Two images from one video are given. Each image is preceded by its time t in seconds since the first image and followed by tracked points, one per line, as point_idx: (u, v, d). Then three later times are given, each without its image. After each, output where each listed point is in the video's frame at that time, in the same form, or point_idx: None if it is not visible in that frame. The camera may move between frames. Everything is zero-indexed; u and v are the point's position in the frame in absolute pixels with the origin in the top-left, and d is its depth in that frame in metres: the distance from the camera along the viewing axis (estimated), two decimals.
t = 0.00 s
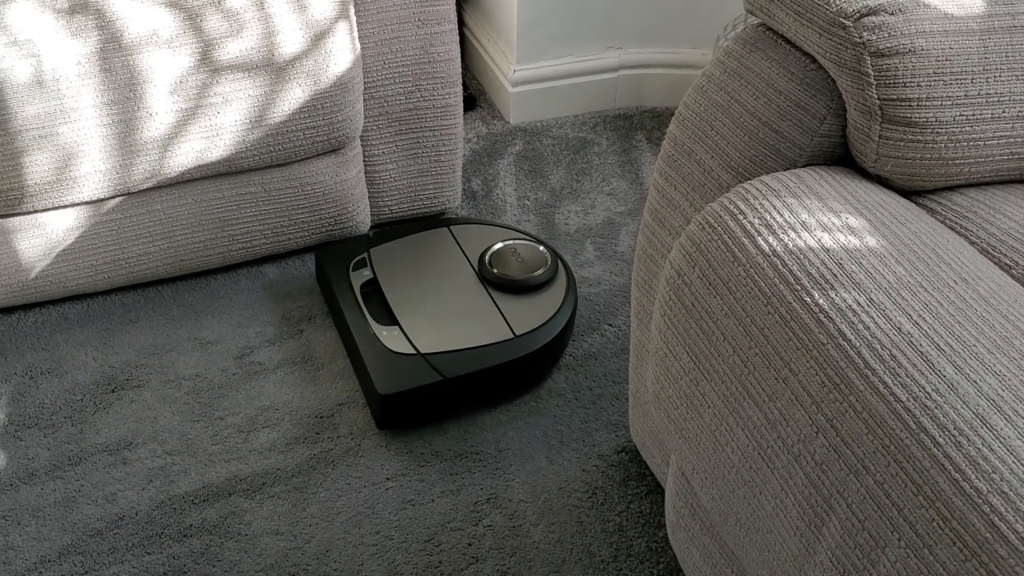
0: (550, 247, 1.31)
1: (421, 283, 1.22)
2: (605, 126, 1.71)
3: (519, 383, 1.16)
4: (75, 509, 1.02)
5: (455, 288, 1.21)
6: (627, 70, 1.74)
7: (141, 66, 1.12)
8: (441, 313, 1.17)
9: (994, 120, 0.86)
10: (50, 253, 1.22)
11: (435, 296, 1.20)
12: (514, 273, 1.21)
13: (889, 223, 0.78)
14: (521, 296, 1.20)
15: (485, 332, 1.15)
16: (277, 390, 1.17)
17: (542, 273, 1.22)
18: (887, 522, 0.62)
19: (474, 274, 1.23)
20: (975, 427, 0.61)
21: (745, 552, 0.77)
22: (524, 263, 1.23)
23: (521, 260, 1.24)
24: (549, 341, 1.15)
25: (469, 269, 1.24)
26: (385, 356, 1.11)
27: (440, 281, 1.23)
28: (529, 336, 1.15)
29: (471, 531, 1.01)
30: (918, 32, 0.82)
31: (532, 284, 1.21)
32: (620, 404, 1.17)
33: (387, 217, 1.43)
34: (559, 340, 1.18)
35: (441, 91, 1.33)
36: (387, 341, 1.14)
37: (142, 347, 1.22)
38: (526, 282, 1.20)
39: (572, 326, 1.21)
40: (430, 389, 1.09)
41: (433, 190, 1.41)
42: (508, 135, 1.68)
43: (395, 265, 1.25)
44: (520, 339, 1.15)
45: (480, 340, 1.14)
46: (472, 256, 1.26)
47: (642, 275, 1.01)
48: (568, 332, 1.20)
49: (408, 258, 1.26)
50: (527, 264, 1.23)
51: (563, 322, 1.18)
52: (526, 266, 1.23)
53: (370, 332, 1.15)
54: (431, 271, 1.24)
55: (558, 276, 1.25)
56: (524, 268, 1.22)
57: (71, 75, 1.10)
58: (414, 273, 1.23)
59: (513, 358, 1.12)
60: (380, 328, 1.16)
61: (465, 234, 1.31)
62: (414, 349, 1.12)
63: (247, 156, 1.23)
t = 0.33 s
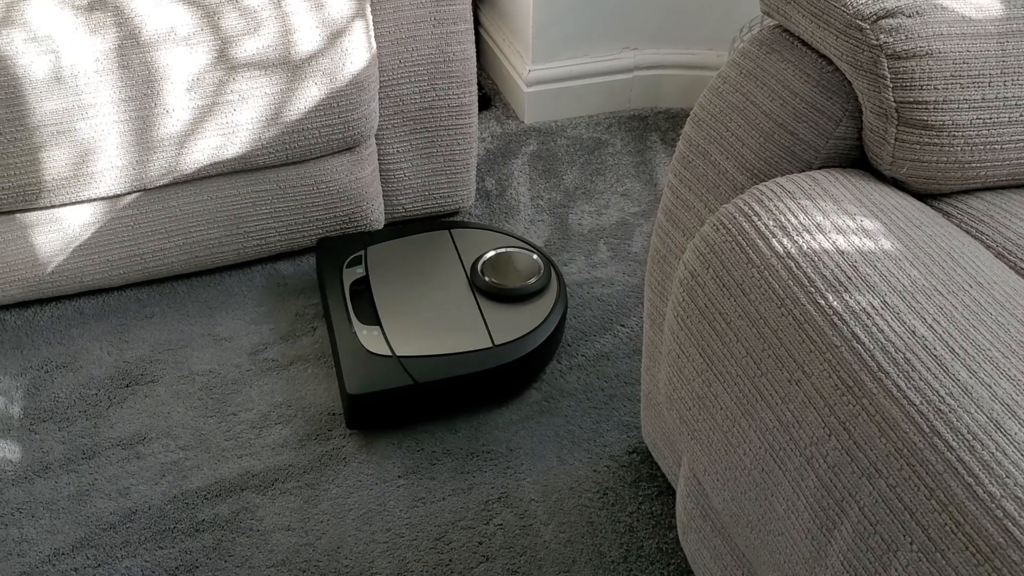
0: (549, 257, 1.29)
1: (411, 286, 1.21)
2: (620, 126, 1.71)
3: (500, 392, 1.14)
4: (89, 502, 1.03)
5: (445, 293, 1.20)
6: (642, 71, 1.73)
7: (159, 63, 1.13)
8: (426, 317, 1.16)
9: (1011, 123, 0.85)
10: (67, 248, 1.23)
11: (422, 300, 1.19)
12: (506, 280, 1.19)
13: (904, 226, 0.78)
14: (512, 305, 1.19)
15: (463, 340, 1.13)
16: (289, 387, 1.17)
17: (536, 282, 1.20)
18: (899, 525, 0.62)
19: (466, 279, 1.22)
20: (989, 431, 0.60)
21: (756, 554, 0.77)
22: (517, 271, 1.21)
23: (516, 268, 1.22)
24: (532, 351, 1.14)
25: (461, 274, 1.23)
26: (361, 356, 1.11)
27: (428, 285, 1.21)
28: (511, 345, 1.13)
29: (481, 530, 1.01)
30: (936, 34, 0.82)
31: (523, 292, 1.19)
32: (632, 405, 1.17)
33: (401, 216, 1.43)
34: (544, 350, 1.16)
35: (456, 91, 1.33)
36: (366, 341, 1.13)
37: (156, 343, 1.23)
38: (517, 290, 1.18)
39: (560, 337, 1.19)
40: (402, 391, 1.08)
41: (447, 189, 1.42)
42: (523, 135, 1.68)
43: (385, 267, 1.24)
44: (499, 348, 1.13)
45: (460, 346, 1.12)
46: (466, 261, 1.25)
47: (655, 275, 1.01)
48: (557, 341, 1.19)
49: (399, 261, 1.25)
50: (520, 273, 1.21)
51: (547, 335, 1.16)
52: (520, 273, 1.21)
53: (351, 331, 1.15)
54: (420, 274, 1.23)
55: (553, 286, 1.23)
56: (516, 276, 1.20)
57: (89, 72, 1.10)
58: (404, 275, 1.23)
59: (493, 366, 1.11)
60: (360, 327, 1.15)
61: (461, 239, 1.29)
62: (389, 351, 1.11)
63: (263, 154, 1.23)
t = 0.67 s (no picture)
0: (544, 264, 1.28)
1: (401, 287, 1.21)
2: (635, 127, 1.71)
3: (482, 395, 1.14)
4: (103, 495, 1.04)
5: (435, 295, 1.20)
6: (658, 72, 1.73)
7: (177, 60, 1.13)
8: (413, 318, 1.16)
9: None
10: (84, 243, 1.24)
11: (409, 302, 1.19)
12: (496, 285, 1.19)
13: (920, 230, 0.78)
14: (501, 309, 1.18)
15: (447, 343, 1.13)
16: (302, 384, 1.18)
17: (527, 288, 1.19)
18: (912, 529, 0.61)
19: (457, 282, 1.22)
20: (1003, 435, 0.60)
21: (768, 556, 0.77)
22: (509, 276, 1.21)
23: (507, 273, 1.22)
24: (516, 357, 1.13)
25: (453, 276, 1.23)
26: (344, 354, 1.11)
27: (417, 287, 1.21)
28: (495, 350, 1.13)
29: (492, 528, 1.01)
30: (954, 37, 0.82)
31: (513, 297, 1.18)
32: (644, 406, 1.17)
33: (415, 214, 1.44)
34: (529, 356, 1.15)
35: (472, 90, 1.33)
36: (350, 339, 1.13)
37: (170, 338, 1.24)
38: (507, 295, 1.18)
39: (547, 343, 1.19)
40: (382, 390, 1.08)
41: (462, 188, 1.42)
42: (537, 135, 1.69)
43: (375, 267, 1.24)
44: (483, 352, 1.12)
45: (443, 349, 1.12)
46: (459, 264, 1.25)
47: (669, 276, 1.01)
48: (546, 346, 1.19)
49: (391, 261, 1.25)
50: (511, 277, 1.21)
51: (532, 341, 1.15)
52: (511, 279, 1.20)
53: (337, 329, 1.15)
54: (410, 276, 1.23)
55: (544, 292, 1.22)
56: (506, 280, 1.20)
57: (107, 68, 1.11)
58: (394, 276, 1.23)
59: (475, 370, 1.11)
60: (346, 324, 1.15)
61: (456, 242, 1.29)
62: (371, 351, 1.11)
63: (279, 151, 1.24)
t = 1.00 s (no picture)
0: (539, 266, 1.28)
1: (394, 285, 1.21)
2: (650, 128, 1.71)
3: (474, 397, 1.14)
4: (117, 489, 1.04)
5: (428, 295, 1.20)
6: (673, 73, 1.73)
7: (195, 57, 1.14)
8: (405, 317, 1.17)
9: None
10: (101, 238, 1.25)
11: (401, 301, 1.19)
12: (488, 286, 1.19)
13: (936, 233, 0.77)
14: (494, 310, 1.18)
15: (437, 344, 1.13)
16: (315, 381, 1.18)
17: (521, 289, 1.19)
18: (925, 534, 0.61)
19: (450, 282, 1.22)
20: (1019, 440, 0.60)
21: (779, 558, 0.77)
22: (502, 277, 1.21)
23: (500, 274, 1.22)
24: (506, 359, 1.13)
25: (446, 276, 1.23)
26: (335, 354, 1.12)
27: (409, 286, 1.21)
28: (484, 352, 1.13)
29: (503, 527, 1.01)
30: (972, 40, 0.81)
31: (506, 298, 1.18)
32: (657, 407, 1.17)
33: (429, 213, 1.44)
34: (520, 358, 1.15)
35: (488, 90, 1.34)
36: (341, 339, 1.13)
37: (184, 334, 1.24)
38: (500, 296, 1.18)
39: (540, 345, 1.18)
40: (373, 391, 1.09)
41: (476, 188, 1.42)
42: (552, 135, 1.69)
43: (370, 265, 1.24)
44: (474, 354, 1.12)
45: (433, 350, 1.12)
46: (453, 265, 1.25)
47: (683, 277, 1.01)
48: (539, 347, 1.19)
49: (385, 260, 1.25)
50: (504, 279, 1.21)
51: (523, 343, 1.15)
52: (504, 280, 1.20)
53: (330, 330, 1.15)
54: (402, 275, 1.23)
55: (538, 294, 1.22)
56: (499, 282, 1.20)
57: (126, 64, 1.12)
58: (388, 274, 1.23)
59: (466, 371, 1.11)
60: (338, 324, 1.16)
61: (452, 242, 1.29)
62: (362, 351, 1.12)
63: (295, 149, 1.25)
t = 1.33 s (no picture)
0: (533, 267, 1.27)
1: (386, 284, 1.21)
2: (665, 129, 1.71)
3: (465, 398, 1.14)
4: (131, 483, 1.05)
5: (420, 295, 1.20)
6: (689, 75, 1.73)
7: (213, 54, 1.15)
8: (397, 317, 1.16)
9: None
10: (118, 233, 1.26)
11: (392, 300, 1.19)
12: (481, 288, 1.19)
13: (952, 237, 0.77)
14: (487, 311, 1.18)
15: (427, 344, 1.13)
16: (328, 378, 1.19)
17: (514, 290, 1.19)
18: (938, 538, 0.61)
19: (443, 282, 1.21)
20: None
21: (792, 561, 0.77)
22: (495, 279, 1.21)
23: (494, 276, 1.21)
24: (498, 359, 1.13)
25: (438, 276, 1.22)
26: (326, 353, 1.12)
27: (400, 286, 1.21)
28: (474, 353, 1.12)
29: (514, 527, 1.01)
30: (991, 44, 0.81)
31: (499, 300, 1.18)
32: (669, 409, 1.17)
33: (444, 212, 1.44)
34: (511, 359, 1.15)
35: (504, 90, 1.34)
36: (332, 339, 1.13)
37: (198, 330, 1.25)
38: (493, 297, 1.18)
39: (532, 346, 1.18)
40: (363, 391, 1.09)
41: (491, 187, 1.42)
42: (567, 136, 1.69)
43: (364, 265, 1.24)
44: (463, 355, 1.12)
45: (423, 350, 1.12)
46: (446, 265, 1.25)
47: (698, 278, 1.01)
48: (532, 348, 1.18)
49: (378, 260, 1.25)
50: (497, 280, 1.21)
51: (513, 345, 1.15)
52: (497, 282, 1.20)
53: (321, 329, 1.15)
54: (394, 275, 1.23)
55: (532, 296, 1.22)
56: (492, 284, 1.20)
57: (145, 61, 1.13)
58: (379, 274, 1.23)
59: (457, 372, 1.10)
60: (329, 323, 1.16)
61: (445, 243, 1.29)
62: (352, 351, 1.12)
63: (312, 147, 1.25)
